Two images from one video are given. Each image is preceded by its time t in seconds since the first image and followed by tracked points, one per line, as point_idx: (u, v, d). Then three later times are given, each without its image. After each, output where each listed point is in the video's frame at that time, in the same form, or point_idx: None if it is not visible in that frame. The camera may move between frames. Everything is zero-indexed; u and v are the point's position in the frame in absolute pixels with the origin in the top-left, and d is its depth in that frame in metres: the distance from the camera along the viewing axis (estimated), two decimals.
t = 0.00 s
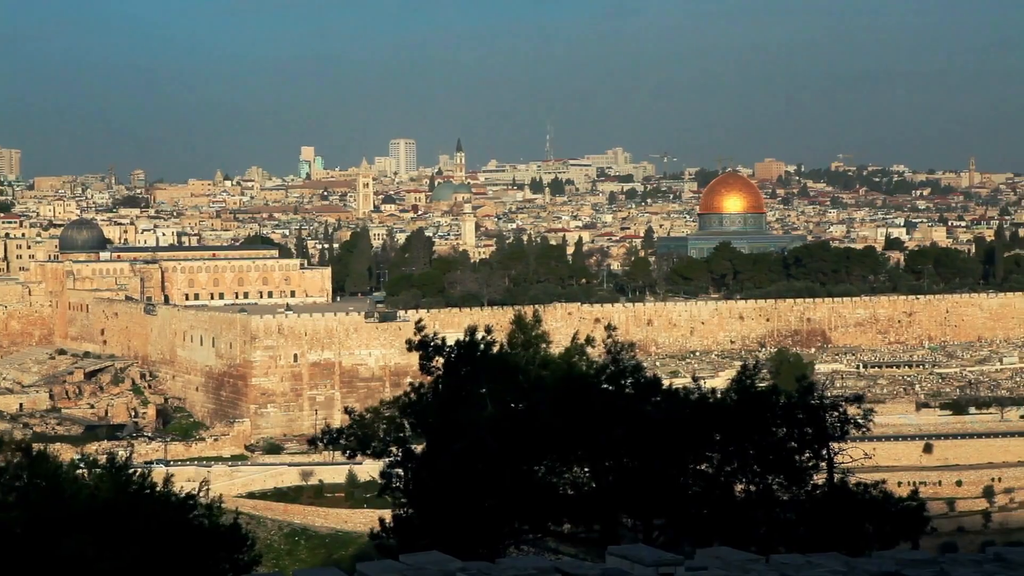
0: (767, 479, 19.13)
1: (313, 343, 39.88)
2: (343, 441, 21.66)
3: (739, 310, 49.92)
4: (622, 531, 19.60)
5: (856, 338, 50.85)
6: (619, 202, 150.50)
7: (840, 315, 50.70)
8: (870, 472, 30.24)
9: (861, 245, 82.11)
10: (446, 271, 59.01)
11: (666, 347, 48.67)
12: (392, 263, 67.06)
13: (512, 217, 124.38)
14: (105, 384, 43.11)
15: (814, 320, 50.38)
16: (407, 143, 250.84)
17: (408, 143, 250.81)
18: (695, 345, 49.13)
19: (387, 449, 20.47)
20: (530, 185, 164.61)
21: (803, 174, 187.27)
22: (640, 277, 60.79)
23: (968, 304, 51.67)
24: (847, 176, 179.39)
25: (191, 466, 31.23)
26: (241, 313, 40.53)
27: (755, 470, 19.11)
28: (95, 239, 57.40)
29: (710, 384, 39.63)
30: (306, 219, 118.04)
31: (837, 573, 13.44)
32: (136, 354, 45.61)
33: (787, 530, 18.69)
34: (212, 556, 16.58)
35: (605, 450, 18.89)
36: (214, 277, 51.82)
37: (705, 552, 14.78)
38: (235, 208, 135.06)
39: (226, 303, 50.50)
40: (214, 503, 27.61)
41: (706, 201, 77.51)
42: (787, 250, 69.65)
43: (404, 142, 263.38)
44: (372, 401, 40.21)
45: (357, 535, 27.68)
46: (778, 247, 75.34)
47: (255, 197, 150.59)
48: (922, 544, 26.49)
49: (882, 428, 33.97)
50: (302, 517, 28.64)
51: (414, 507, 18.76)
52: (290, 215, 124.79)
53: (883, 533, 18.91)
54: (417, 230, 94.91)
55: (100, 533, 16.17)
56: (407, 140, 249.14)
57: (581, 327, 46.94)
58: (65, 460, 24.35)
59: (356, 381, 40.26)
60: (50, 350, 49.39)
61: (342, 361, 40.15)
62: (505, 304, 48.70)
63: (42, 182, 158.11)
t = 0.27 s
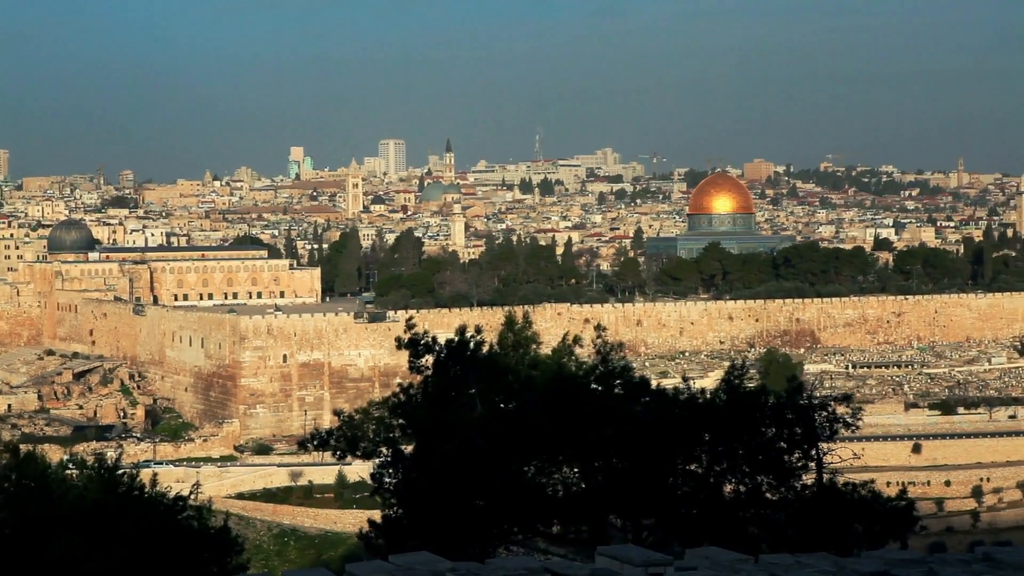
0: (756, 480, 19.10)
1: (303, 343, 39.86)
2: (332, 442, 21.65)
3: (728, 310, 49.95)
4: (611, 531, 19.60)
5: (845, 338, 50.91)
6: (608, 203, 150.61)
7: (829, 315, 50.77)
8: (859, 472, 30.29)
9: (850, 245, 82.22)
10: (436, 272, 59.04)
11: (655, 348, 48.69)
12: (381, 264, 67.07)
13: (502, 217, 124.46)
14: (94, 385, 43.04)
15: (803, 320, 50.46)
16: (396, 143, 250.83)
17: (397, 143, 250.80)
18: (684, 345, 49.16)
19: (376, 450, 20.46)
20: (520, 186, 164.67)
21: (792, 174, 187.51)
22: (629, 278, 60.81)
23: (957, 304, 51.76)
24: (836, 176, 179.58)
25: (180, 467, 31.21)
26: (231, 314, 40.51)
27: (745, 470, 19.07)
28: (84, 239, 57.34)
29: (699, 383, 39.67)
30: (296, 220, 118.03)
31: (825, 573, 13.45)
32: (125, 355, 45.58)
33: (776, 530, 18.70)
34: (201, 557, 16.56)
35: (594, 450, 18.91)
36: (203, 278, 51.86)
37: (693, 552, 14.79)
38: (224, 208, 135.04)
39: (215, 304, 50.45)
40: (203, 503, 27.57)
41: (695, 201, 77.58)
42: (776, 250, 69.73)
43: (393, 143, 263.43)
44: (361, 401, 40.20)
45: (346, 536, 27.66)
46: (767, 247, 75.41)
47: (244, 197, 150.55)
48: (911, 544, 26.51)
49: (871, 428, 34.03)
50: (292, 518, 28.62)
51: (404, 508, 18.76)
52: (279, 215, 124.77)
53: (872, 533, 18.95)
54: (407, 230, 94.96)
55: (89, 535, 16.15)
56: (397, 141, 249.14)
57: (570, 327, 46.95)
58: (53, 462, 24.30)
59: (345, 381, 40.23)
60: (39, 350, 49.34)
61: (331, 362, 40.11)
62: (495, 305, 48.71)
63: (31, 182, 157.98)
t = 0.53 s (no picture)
0: (748, 479, 19.09)
1: (294, 343, 39.86)
2: (323, 442, 21.65)
3: (719, 310, 49.99)
4: (602, 531, 19.62)
5: (836, 338, 50.97)
6: (599, 203, 150.65)
7: (819, 315, 50.83)
8: (850, 472, 30.32)
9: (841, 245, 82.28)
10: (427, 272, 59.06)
11: (646, 348, 48.72)
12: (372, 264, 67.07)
13: (493, 217, 124.49)
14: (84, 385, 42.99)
15: (794, 320, 50.50)
16: (387, 143, 250.80)
17: (388, 143, 250.74)
18: (675, 345, 49.19)
19: (367, 450, 20.46)
20: (511, 186, 164.73)
21: (783, 174, 187.67)
22: (621, 278, 60.82)
23: (947, 304, 51.84)
24: (827, 176, 179.72)
25: (171, 467, 31.21)
26: (222, 314, 40.50)
27: (736, 470, 19.07)
28: (74, 240, 57.28)
29: (690, 384, 39.70)
30: (286, 220, 118.02)
31: (816, 573, 13.46)
32: (115, 355, 45.55)
33: (767, 530, 18.72)
34: (190, 557, 16.55)
35: (586, 451, 18.90)
36: (194, 278, 51.69)
37: (685, 552, 14.79)
38: (215, 208, 135.06)
39: (207, 304, 50.41)
40: (194, 504, 27.56)
41: (686, 201, 77.62)
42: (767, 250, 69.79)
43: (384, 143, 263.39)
44: (352, 402, 40.19)
45: (337, 536, 27.66)
46: (758, 247, 75.47)
47: (234, 197, 150.52)
48: (902, 544, 26.56)
49: (861, 428, 34.05)
50: (282, 518, 28.62)
51: (394, 508, 18.78)
52: (270, 215, 124.73)
53: (862, 533, 18.99)
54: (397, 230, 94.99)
55: (78, 534, 16.13)
56: (388, 141, 249.13)
57: (562, 327, 46.96)
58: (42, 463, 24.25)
59: (336, 382, 40.20)
60: (29, 350, 49.28)
61: (322, 362, 40.09)
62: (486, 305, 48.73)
63: (21, 182, 157.88)
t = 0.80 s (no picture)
0: (737, 479, 19.10)
1: (282, 343, 39.83)
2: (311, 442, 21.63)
3: (708, 310, 50.01)
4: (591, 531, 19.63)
5: (824, 338, 51.02)
6: (588, 202, 150.69)
7: (807, 315, 50.87)
8: (838, 472, 30.36)
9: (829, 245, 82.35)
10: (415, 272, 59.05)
11: (634, 348, 48.72)
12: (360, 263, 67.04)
13: (481, 217, 124.43)
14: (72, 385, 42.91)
15: (783, 320, 50.53)
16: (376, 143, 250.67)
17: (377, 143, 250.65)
18: (664, 345, 49.20)
19: (355, 450, 20.46)
20: (500, 185, 164.72)
21: (771, 174, 187.83)
22: (609, 278, 60.79)
23: (935, 304, 51.90)
24: (815, 176, 179.90)
25: (159, 467, 31.18)
26: (210, 314, 40.46)
27: (724, 470, 19.08)
28: (61, 239, 57.16)
29: (678, 383, 39.72)
30: (275, 219, 117.89)
31: (804, 572, 13.48)
32: (103, 355, 45.48)
33: (756, 530, 18.75)
34: (177, 558, 16.51)
35: (576, 450, 18.91)
36: (182, 278, 51.72)
37: (673, 552, 14.80)
38: (203, 208, 134.88)
39: (195, 304, 50.36)
40: (182, 504, 27.53)
41: (675, 201, 77.65)
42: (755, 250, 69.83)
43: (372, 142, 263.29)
44: (340, 402, 40.17)
45: (325, 536, 27.63)
46: (746, 247, 75.48)
47: (223, 197, 150.37)
48: (890, 544, 26.61)
49: (849, 428, 34.09)
50: (271, 518, 28.60)
51: (383, 507, 18.78)
52: (259, 215, 124.60)
53: (850, 533, 19.03)
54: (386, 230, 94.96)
55: (65, 534, 16.10)
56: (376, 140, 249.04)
57: (550, 327, 46.95)
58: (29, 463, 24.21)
59: (325, 382, 40.18)
60: (16, 350, 49.16)
61: (310, 362, 40.07)
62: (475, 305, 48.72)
63: (8, 181, 157.62)
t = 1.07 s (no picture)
0: (727, 479, 19.11)
1: (272, 344, 39.82)
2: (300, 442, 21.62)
3: (698, 311, 50.04)
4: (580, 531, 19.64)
5: (814, 338, 51.08)
6: (578, 203, 150.77)
7: (797, 315, 50.92)
8: (828, 472, 30.40)
9: (819, 245, 82.43)
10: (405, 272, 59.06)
11: (625, 348, 48.75)
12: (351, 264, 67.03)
13: (471, 217, 124.53)
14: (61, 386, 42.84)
15: (773, 320, 50.58)
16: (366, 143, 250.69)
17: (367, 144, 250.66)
18: (654, 345, 49.23)
19: (344, 450, 20.47)
20: (490, 186, 164.80)
21: (762, 175, 188.04)
22: (599, 278, 60.83)
23: (925, 304, 52.00)
24: (805, 177, 180.09)
25: (149, 468, 31.16)
26: (200, 314, 40.44)
27: (714, 469, 19.10)
28: (51, 240, 57.09)
29: (669, 384, 39.77)
30: (265, 220, 117.86)
31: (795, 572, 13.50)
32: (92, 356, 45.44)
33: (746, 530, 18.79)
34: (167, 558, 16.51)
35: (566, 451, 18.90)
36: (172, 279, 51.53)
37: (663, 552, 14.82)
38: (193, 208, 134.87)
39: (184, 304, 50.33)
40: (172, 505, 27.51)
41: (665, 201, 77.71)
42: (745, 251, 69.92)
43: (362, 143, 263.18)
44: (331, 402, 40.16)
45: (316, 536, 27.62)
46: (736, 248, 75.55)
47: (212, 197, 150.31)
48: (880, 543, 26.63)
49: (839, 428, 34.13)
50: (261, 518, 28.59)
51: (373, 506, 18.77)
52: (249, 216, 124.56)
53: (840, 534, 19.08)
54: (376, 230, 94.96)
55: (56, 534, 16.09)
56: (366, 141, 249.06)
57: (541, 327, 46.98)
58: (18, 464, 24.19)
59: (315, 382, 40.17)
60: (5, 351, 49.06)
61: (300, 362, 40.07)
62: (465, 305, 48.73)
63: None
